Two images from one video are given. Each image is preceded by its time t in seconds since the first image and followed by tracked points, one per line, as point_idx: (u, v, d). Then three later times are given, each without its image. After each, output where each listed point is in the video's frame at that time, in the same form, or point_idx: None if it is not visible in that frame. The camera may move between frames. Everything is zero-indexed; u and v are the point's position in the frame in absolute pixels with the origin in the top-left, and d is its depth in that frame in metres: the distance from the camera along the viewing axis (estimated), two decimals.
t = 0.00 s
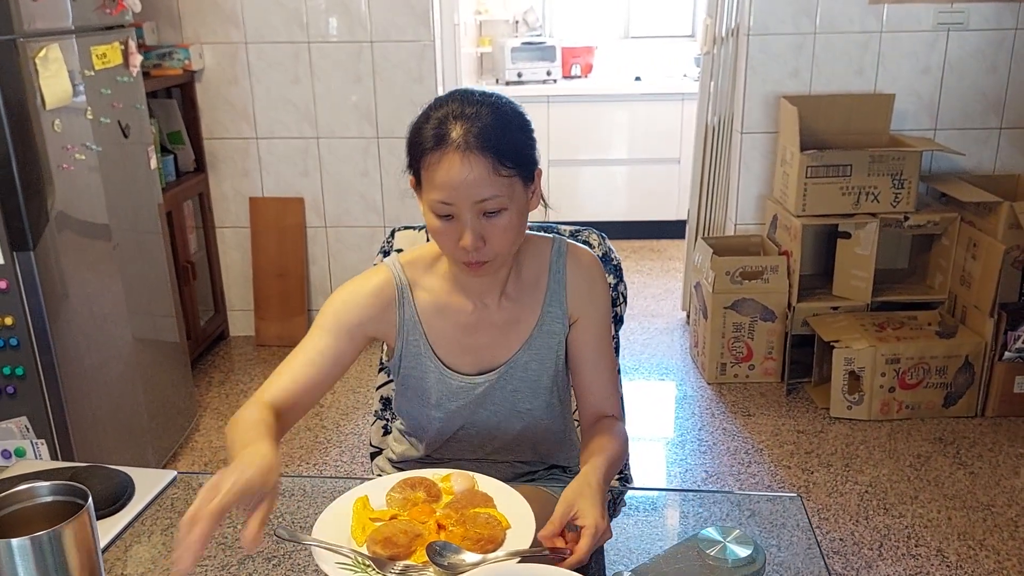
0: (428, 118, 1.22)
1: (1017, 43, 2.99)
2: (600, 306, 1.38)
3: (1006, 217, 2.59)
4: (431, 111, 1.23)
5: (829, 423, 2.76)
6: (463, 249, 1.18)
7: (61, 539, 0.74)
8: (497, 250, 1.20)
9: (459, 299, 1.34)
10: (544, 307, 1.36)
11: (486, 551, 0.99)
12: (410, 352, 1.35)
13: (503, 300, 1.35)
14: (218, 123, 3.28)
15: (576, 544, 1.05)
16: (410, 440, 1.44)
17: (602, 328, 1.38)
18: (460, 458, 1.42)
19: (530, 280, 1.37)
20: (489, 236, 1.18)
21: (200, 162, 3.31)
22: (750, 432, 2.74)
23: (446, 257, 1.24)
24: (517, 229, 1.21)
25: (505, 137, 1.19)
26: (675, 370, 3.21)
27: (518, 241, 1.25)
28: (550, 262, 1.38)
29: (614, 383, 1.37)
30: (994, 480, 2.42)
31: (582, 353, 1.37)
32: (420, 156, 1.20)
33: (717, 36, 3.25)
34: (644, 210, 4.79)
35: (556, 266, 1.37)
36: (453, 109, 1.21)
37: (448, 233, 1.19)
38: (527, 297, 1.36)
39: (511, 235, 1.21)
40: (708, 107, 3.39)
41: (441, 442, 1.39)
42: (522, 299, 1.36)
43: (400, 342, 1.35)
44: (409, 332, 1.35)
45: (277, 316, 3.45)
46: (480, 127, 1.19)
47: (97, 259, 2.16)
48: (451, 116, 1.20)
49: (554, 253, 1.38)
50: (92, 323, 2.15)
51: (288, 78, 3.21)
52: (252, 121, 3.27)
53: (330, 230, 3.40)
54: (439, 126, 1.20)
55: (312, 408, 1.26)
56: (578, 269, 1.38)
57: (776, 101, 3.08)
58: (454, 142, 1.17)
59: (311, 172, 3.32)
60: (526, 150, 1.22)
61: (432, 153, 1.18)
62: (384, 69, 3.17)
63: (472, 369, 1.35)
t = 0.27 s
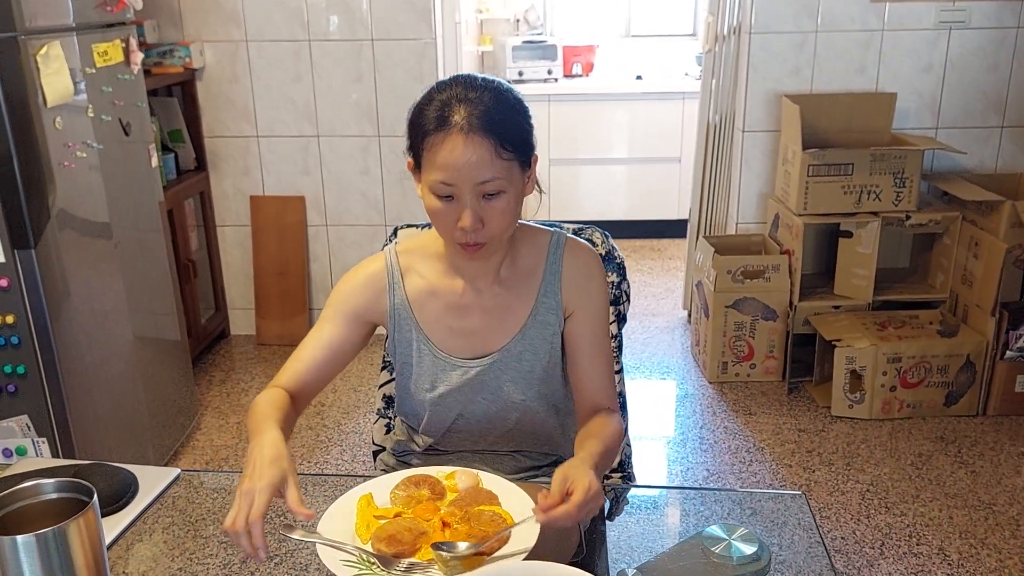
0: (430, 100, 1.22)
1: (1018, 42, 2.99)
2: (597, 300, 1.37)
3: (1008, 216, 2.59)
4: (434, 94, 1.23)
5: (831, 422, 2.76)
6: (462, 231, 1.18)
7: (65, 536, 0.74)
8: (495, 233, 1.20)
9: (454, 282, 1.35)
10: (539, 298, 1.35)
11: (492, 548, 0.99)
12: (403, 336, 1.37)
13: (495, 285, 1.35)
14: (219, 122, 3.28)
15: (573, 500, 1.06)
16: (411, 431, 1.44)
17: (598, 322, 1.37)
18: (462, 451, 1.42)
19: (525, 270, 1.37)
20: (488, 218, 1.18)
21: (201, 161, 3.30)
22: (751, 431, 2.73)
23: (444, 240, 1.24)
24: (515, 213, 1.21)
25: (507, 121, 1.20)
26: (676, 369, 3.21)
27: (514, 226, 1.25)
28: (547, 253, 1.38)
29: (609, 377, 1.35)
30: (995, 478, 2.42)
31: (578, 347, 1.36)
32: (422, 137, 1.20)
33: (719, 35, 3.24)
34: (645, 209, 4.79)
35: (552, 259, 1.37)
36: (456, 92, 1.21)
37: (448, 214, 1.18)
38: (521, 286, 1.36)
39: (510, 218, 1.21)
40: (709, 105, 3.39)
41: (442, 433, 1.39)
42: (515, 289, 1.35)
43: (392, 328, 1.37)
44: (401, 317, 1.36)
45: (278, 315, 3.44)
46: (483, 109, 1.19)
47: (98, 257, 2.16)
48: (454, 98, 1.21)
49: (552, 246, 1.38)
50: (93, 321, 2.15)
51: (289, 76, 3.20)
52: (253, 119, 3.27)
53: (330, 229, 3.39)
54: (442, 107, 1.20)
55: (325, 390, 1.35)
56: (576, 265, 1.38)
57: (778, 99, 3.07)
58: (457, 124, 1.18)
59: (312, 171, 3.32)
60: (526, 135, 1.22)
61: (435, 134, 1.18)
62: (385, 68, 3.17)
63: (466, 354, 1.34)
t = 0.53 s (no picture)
0: (429, 92, 1.24)
1: (1018, 42, 2.99)
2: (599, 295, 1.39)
3: (1008, 216, 2.59)
4: (432, 86, 1.25)
5: (831, 422, 2.76)
6: (467, 220, 1.20)
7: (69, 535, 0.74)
8: (500, 221, 1.22)
9: (455, 277, 1.37)
10: (540, 291, 1.37)
11: (494, 548, 1.00)
12: (406, 333, 1.37)
13: (496, 279, 1.36)
14: (220, 121, 3.28)
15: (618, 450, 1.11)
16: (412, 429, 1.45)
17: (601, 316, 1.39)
18: (465, 449, 1.42)
19: (525, 264, 1.38)
20: (493, 207, 1.20)
21: (202, 161, 3.31)
22: (752, 431, 2.74)
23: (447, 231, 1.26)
24: (518, 201, 1.23)
25: (507, 111, 1.22)
26: (677, 369, 3.21)
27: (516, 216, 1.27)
28: (547, 247, 1.40)
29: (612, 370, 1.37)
30: (996, 478, 2.42)
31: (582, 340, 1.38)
32: (423, 129, 1.22)
33: (720, 35, 3.24)
34: (646, 209, 4.79)
35: (553, 253, 1.39)
36: (455, 83, 1.24)
37: (452, 204, 1.20)
38: (521, 281, 1.37)
39: (513, 207, 1.23)
40: (710, 105, 3.39)
41: (444, 430, 1.40)
42: (515, 282, 1.37)
43: (394, 327, 1.38)
44: (403, 315, 1.37)
45: (279, 315, 3.45)
46: (482, 99, 1.21)
47: (99, 256, 2.16)
48: (453, 89, 1.23)
49: (553, 241, 1.40)
50: (94, 321, 2.15)
51: (290, 76, 3.20)
52: (254, 119, 3.27)
53: (331, 228, 3.40)
54: (442, 99, 1.22)
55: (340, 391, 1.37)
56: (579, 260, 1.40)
57: (778, 99, 3.08)
58: (458, 114, 1.20)
59: (313, 170, 3.32)
60: (525, 125, 1.25)
61: (436, 125, 1.20)
62: (386, 68, 3.17)
63: (468, 351, 1.35)
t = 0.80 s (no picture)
0: (443, 97, 1.24)
1: (1019, 45, 2.99)
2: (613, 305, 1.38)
3: (1009, 218, 2.58)
4: (447, 90, 1.25)
5: (832, 424, 2.76)
6: (482, 226, 1.20)
7: (67, 540, 0.74)
8: (514, 228, 1.21)
9: (462, 283, 1.36)
10: (547, 301, 1.36)
11: (494, 551, 1.00)
12: (411, 337, 1.37)
13: (504, 287, 1.36)
14: (220, 122, 3.28)
15: (671, 449, 1.08)
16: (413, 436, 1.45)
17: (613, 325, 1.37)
18: (466, 453, 1.42)
19: (534, 273, 1.37)
20: (507, 212, 1.20)
21: (202, 162, 3.30)
22: (752, 433, 2.73)
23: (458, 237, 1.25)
24: (533, 208, 1.23)
25: (523, 118, 1.22)
26: (677, 371, 3.21)
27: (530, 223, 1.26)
28: (558, 256, 1.39)
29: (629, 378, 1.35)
30: (996, 481, 2.42)
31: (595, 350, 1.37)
32: (438, 134, 1.22)
33: (721, 38, 3.24)
34: (645, 211, 4.79)
35: (563, 262, 1.38)
36: (470, 88, 1.24)
37: (466, 209, 1.20)
38: (530, 290, 1.36)
39: (526, 214, 1.23)
40: (710, 107, 3.39)
41: (444, 434, 1.40)
42: (523, 291, 1.36)
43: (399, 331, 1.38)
44: (409, 319, 1.37)
45: (279, 316, 3.44)
46: (497, 104, 1.22)
47: (99, 257, 2.16)
48: (467, 94, 1.23)
49: (563, 251, 1.39)
50: (94, 322, 2.15)
51: (291, 77, 3.20)
52: (254, 120, 3.27)
53: (331, 230, 3.39)
54: (456, 104, 1.22)
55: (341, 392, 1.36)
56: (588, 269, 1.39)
57: (779, 102, 3.08)
58: (473, 119, 1.20)
59: (313, 172, 3.32)
60: (539, 133, 1.25)
61: (451, 130, 1.21)
62: (386, 69, 3.17)
63: (473, 357, 1.35)
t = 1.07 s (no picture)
0: (461, 98, 1.24)
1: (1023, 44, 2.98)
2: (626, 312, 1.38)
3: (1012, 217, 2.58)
4: (465, 90, 1.25)
5: (833, 423, 2.76)
6: (497, 230, 1.20)
7: (67, 536, 0.73)
8: (530, 232, 1.22)
9: (474, 285, 1.36)
10: (559, 307, 1.36)
11: (495, 548, 1.00)
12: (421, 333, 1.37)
13: (515, 291, 1.36)
14: (221, 118, 3.27)
15: (650, 464, 1.09)
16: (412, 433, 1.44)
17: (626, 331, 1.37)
18: (467, 455, 1.41)
19: (546, 278, 1.38)
20: (524, 217, 1.20)
21: (204, 158, 3.30)
22: (753, 432, 2.73)
23: (472, 238, 1.26)
24: (549, 211, 1.23)
25: (541, 120, 1.22)
26: (678, 369, 3.20)
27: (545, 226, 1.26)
28: (571, 260, 1.39)
29: (641, 383, 1.35)
30: (997, 481, 2.41)
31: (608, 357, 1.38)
32: (455, 135, 1.22)
33: (723, 35, 3.22)
34: (646, 209, 4.79)
35: (575, 268, 1.38)
36: (488, 88, 1.23)
37: (482, 213, 1.20)
38: (542, 295, 1.37)
39: (543, 217, 1.22)
40: (712, 105, 3.38)
41: (447, 433, 1.40)
42: (535, 296, 1.37)
43: (412, 327, 1.38)
44: (422, 315, 1.37)
45: (280, 313, 3.43)
46: (516, 106, 1.21)
47: (99, 253, 2.16)
48: (486, 95, 1.23)
49: (576, 256, 1.39)
50: (95, 317, 2.14)
51: (293, 73, 3.20)
52: (255, 117, 3.26)
53: (333, 227, 3.39)
54: (475, 105, 1.22)
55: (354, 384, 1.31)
56: (601, 275, 1.39)
57: (781, 100, 3.07)
58: (491, 121, 1.19)
59: (315, 168, 3.32)
60: (558, 135, 1.25)
61: (469, 132, 1.20)
62: (388, 66, 3.16)
63: (483, 360, 1.35)
